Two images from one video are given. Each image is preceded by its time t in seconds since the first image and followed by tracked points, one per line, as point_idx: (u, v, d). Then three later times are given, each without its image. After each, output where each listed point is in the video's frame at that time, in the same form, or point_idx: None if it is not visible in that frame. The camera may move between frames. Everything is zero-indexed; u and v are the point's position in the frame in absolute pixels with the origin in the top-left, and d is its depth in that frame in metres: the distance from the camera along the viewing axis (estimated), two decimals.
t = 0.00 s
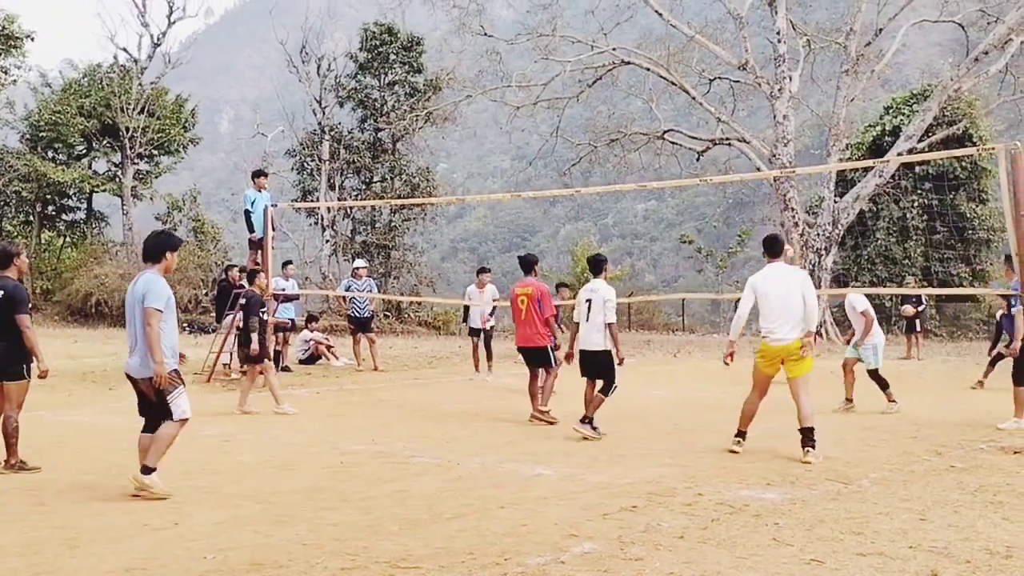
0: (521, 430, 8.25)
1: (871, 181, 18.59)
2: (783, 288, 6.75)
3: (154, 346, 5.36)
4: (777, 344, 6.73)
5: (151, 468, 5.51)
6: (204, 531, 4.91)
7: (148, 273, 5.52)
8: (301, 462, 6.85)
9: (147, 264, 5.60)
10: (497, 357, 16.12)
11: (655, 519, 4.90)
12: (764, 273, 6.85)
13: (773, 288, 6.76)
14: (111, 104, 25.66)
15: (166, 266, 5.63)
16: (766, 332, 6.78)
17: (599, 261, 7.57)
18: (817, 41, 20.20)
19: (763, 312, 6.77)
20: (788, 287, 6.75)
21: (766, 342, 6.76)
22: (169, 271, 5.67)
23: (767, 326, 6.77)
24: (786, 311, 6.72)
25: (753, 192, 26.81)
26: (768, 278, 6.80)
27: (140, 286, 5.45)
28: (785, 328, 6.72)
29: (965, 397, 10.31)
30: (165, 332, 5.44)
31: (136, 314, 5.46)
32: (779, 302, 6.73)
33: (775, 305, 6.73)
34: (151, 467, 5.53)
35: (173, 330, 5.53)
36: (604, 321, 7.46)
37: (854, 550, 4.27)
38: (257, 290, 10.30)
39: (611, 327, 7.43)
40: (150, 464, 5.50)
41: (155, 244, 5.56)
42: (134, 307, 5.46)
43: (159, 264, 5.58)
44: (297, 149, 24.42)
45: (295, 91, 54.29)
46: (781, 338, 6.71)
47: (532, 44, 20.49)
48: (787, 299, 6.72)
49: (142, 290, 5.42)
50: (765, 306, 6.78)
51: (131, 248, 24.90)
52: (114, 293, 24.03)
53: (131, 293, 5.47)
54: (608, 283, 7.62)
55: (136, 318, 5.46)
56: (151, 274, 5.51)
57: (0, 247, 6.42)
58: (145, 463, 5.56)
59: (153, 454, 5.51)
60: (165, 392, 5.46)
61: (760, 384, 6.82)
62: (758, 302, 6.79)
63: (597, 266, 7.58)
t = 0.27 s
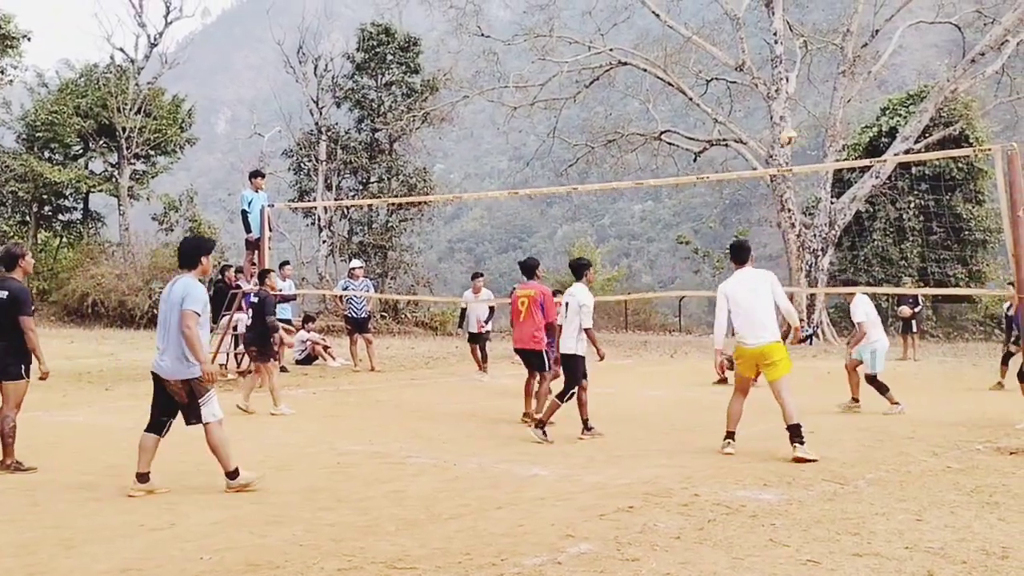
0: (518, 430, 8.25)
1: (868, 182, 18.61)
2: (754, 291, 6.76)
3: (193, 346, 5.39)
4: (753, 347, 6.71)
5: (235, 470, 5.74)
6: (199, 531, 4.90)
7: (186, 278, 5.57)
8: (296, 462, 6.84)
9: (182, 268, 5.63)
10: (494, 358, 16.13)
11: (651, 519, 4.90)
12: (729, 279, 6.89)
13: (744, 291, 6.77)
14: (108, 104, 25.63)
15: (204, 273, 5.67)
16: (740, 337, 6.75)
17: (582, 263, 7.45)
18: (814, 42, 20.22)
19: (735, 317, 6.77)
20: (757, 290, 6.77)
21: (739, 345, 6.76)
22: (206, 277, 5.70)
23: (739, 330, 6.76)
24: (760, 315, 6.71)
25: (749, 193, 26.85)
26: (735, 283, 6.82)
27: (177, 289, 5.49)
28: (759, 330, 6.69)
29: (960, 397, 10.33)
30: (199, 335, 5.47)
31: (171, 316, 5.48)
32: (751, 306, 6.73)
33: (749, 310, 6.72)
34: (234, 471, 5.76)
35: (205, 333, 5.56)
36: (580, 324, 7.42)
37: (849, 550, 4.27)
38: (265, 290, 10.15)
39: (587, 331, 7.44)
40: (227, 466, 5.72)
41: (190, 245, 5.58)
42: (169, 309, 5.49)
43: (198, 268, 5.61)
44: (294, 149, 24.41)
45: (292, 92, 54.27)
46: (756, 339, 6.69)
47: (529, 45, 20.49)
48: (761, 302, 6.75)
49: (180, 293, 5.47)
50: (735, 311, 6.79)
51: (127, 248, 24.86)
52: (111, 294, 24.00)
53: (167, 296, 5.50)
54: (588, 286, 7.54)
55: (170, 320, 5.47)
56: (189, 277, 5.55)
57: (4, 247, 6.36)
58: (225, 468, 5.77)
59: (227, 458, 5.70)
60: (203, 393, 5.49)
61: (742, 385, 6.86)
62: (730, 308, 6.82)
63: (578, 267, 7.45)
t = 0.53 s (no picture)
0: (514, 433, 8.24)
1: (863, 185, 18.63)
2: (737, 288, 6.82)
3: (239, 350, 5.48)
4: (736, 343, 6.75)
5: (240, 473, 5.77)
6: (195, 533, 4.89)
7: (228, 284, 5.66)
8: (292, 464, 6.83)
9: (222, 274, 5.71)
10: (490, 360, 16.12)
11: (647, 521, 4.90)
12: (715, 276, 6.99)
13: (728, 289, 6.84)
14: (103, 105, 25.60)
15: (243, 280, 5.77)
16: (725, 332, 6.82)
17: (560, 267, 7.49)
18: (810, 45, 20.24)
19: (719, 313, 6.85)
20: (741, 285, 6.83)
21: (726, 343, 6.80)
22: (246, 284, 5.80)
23: (725, 328, 6.81)
24: (744, 312, 6.76)
25: (745, 195, 26.88)
26: (720, 280, 6.92)
27: (220, 295, 5.59)
28: (742, 326, 6.74)
29: (955, 400, 10.34)
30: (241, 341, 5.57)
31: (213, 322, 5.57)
32: (735, 302, 6.80)
33: (732, 306, 6.79)
34: (240, 474, 5.78)
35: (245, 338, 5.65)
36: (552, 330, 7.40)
37: (845, 552, 4.27)
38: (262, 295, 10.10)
39: (555, 333, 7.37)
40: (237, 469, 5.74)
41: (232, 253, 5.67)
42: (212, 314, 5.57)
43: (238, 276, 5.71)
44: (290, 151, 24.40)
45: (288, 94, 54.24)
46: (741, 335, 6.72)
47: (525, 47, 20.50)
48: (744, 298, 6.80)
49: (224, 300, 5.57)
50: (720, 308, 6.87)
51: (123, 249, 24.81)
52: (106, 295, 23.95)
53: (208, 303, 5.59)
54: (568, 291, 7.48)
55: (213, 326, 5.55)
56: (230, 284, 5.66)
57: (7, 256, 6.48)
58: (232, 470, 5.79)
59: (242, 460, 5.74)
60: (241, 397, 5.56)
61: (734, 384, 6.88)
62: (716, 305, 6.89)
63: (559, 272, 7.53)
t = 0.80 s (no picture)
0: (507, 437, 8.24)
1: (856, 189, 18.67)
2: (735, 293, 6.86)
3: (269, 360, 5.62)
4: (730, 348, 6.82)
5: (243, 472, 5.78)
6: (187, 537, 4.87)
7: (266, 293, 5.81)
8: (285, 468, 6.80)
9: (260, 283, 5.86)
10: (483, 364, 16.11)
11: (640, 526, 4.89)
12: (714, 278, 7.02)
13: (724, 293, 6.88)
14: (96, 108, 25.53)
15: (279, 291, 5.93)
16: (721, 336, 6.89)
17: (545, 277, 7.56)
18: (803, 49, 20.28)
19: (715, 318, 6.90)
20: (740, 291, 6.85)
21: (721, 347, 6.86)
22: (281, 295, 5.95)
23: (720, 332, 6.87)
24: (740, 317, 6.83)
25: (738, 199, 26.93)
26: (719, 283, 6.94)
27: (257, 302, 5.74)
28: (737, 332, 6.82)
29: (947, 404, 10.38)
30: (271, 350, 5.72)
31: (245, 326, 5.71)
32: (731, 308, 6.85)
33: (729, 311, 6.85)
34: (244, 472, 5.79)
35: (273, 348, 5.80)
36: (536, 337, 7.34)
37: (838, 557, 4.27)
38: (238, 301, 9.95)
39: (535, 339, 7.33)
40: (242, 467, 5.77)
41: (273, 263, 5.83)
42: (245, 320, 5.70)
43: (275, 287, 5.87)
44: (284, 154, 24.37)
45: (282, 97, 54.19)
46: (737, 340, 6.80)
47: (519, 51, 20.52)
48: (741, 304, 6.84)
49: (261, 307, 5.72)
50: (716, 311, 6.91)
51: (115, 252, 24.75)
52: (98, 298, 23.87)
53: (243, 307, 5.73)
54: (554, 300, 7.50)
55: (245, 331, 5.69)
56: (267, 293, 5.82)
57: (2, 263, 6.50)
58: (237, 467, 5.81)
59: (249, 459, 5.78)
60: (262, 403, 5.68)
61: (725, 386, 6.93)
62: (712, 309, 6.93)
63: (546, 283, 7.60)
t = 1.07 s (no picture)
0: (499, 441, 8.23)
1: (847, 194, 18.73)
2: (754, 298, 6.98)
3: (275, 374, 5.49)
4: (745, 351, 6.99)
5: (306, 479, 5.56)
6: (178, 542, 4.84)
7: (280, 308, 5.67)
8: (277, 472, 6.78)
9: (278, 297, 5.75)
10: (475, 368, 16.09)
11: (632, 530, 4.89)
12: (731, 283, 7.15)
13: (743, 297, 7.01)
14: (88, 111, 25.47)
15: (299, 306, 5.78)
16: (737, 339, 7.03)
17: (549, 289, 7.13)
18: (794, 55, 20.35)
19: (733, 320, 7.03)
20: (757, 296, 6.97)
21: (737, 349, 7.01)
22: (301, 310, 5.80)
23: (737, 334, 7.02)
24: (758, 323, 6.97)
25: (730, 204, 27.00)
26: (737, 287, 7.08)
27: (272, 320, 5.60)
28: (753, 336, 6.97)
29: (938, 409, 10.40)
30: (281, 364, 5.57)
31: (257, 343, 5.60)
32: (750, 313, 6.98)
33: (747, 316, 6.98)
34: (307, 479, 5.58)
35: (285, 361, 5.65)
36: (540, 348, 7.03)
37: (829, 562, 4.27)
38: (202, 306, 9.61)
39: (542, 353, 7.02)
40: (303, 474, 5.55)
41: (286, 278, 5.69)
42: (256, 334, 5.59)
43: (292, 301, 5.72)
44: (276, 158, 24.34)
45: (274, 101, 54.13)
46: (753, 344, 6.97)
47: (511, 55, 20.54)
48: (759, 310, 6.97)
49: (270, 322, 5.58)
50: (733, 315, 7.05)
51: (106, 256, 24.68)
52: (89, 302, 23.79)
53: (257, 325, 5.59)
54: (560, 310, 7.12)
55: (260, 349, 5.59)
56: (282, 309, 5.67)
57: None
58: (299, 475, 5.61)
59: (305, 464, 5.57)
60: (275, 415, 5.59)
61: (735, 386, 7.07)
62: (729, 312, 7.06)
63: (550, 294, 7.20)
